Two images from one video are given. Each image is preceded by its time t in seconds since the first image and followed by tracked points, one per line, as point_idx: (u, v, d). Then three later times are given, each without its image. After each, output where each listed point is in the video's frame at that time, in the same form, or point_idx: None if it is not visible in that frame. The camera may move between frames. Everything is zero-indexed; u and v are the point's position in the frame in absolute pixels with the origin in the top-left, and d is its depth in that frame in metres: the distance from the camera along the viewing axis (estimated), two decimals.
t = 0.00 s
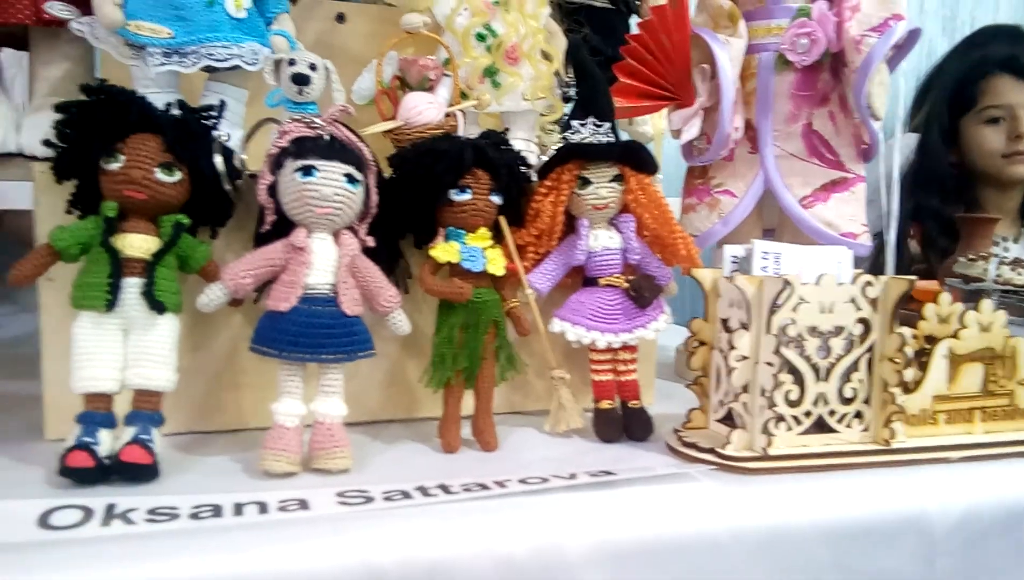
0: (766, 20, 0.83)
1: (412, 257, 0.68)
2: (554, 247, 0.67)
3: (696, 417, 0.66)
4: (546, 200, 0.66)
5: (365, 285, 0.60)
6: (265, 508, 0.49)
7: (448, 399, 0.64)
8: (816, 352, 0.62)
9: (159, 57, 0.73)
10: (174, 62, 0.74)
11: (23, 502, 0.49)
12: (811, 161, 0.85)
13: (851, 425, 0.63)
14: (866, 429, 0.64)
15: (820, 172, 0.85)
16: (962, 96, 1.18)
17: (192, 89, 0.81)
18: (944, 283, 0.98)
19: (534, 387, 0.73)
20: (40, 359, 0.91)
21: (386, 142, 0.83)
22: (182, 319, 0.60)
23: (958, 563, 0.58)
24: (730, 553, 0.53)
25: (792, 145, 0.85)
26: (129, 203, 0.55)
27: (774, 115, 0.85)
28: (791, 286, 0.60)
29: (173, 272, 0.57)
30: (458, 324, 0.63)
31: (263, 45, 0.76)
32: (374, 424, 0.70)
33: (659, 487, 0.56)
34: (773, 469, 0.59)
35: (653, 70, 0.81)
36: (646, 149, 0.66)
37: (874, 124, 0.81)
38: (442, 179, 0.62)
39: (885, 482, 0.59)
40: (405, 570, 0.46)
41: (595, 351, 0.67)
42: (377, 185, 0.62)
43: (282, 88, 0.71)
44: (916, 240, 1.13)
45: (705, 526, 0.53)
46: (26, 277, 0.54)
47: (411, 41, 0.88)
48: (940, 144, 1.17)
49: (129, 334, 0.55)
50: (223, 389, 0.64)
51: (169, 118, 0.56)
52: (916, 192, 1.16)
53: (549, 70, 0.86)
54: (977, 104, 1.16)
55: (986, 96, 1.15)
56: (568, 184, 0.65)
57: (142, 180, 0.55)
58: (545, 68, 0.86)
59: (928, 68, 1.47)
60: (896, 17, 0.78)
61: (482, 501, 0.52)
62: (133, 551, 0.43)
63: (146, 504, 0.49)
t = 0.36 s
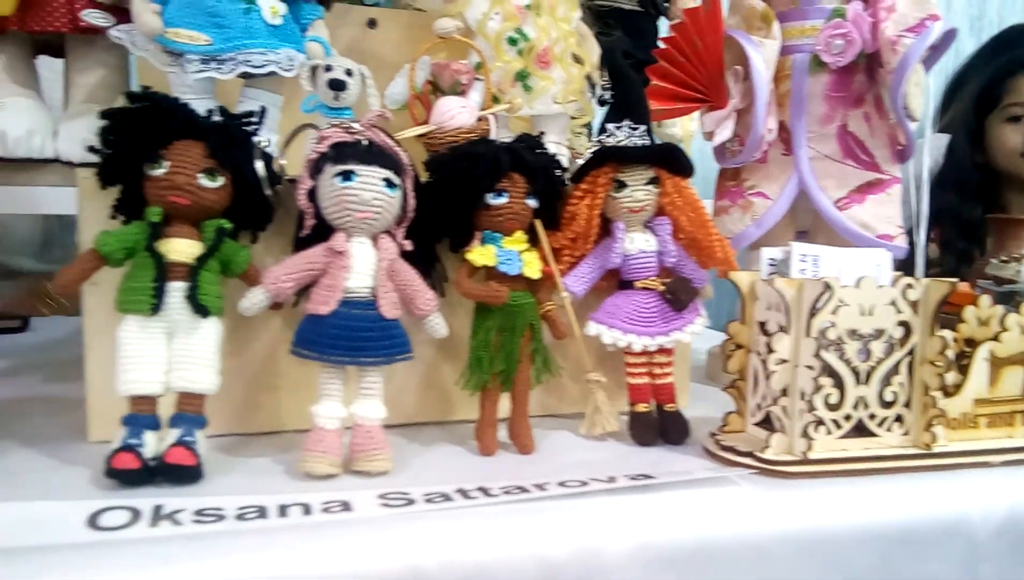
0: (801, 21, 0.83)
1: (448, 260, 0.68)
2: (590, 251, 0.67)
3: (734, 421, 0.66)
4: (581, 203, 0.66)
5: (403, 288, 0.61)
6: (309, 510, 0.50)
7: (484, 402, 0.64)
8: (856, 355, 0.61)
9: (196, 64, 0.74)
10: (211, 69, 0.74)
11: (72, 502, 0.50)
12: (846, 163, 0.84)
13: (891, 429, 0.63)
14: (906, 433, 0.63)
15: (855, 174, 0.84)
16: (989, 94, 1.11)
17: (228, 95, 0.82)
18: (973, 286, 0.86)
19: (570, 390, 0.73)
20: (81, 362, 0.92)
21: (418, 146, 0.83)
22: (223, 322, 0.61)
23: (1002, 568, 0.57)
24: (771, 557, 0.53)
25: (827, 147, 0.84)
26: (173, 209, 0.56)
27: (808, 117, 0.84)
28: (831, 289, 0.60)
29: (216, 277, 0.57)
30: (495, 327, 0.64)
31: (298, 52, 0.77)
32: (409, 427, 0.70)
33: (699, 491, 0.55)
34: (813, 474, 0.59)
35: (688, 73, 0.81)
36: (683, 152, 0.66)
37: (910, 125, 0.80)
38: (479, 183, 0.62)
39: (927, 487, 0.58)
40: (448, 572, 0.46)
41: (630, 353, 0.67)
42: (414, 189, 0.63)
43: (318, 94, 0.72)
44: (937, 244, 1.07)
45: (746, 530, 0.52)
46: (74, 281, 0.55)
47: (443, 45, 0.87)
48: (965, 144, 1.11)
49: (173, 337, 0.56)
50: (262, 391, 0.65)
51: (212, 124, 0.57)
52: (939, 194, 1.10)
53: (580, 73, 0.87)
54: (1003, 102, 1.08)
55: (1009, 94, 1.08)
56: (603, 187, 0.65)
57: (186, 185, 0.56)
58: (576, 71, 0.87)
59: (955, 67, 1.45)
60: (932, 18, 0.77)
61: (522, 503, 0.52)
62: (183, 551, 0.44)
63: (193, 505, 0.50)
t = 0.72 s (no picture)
0: (846, 27, 0.83)
1: (495, 268, 0.69)
2: (636, 258, 0.67)
3: (782, 429, 0.66)
4: (629, 210, 0.66)
5: (454, 296, 0.62)
6: (366, 514, 0.51)
7: (532, 408, 0.65)
8: (908, 364, 0.61)
9: (248, 75, 0.76)
10: (262, 79, 0.76)
11: (137, 505, 0.51)
12: (892, 169, 0.84)
13: (943, 438, 0.62)
14: (958, 442, 0.63)
15: (901, 180, 0.84)
16: None
17: (276, 104, 0.84)
18: None
19: (614, 398, 0.73)
20: (133, 366, 0.95)
21: (463, 155, 0.84)
22: (278, 328, 0.62)
23: None
24: (824, 567, 0.52)
25: (872, 153, 0.84)
26: (232, 218, 0.58)
27: (854, 123, 0.84)
28: (883, 297, 0.59)
29: (272, 284, 0.59)
30: (542, 334, 0.64)
31: (346, 62, 0.79)
32: (456, 432, 0.71)
33: (750, 499, 0.55)
34: (865, 483, 0.59)
35: (732, 79, 0.81)
36: (732, 160, 0.65)
37: (958, 131, 0.79)
38: (528, 192, 0.62)
39: (982, 497, 0.58)
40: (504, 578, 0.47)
41: (677, 361, 0.67)
42: (463, 198, 0.64)
43: (367, 103, 0.74)
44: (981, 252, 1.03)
45: (799, 539, 0.52)
46: (137, 289, 0.57)
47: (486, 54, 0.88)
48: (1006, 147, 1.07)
49: (232, 343, 0.58)
50: (312, 398, 0.66)
51: (269, 135, 0.58)
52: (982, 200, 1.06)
53: (623, 80, 0.87)
54: None
55: None
56: (651, 195, 0.65)
57: (245, 195, 0.57)
58: (618, 78, 0.87)
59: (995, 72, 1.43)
60: (980, 23, 0.77)
61: (574, 511, 0.52)
62: (246, 554, 0.45)
63: (254, 508, 0.51)
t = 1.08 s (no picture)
0: (873, 24, 0.82)
1: (522, 265, 0.69)
2: (663, 255, 0.67)
3: (810, 428, 0.66)
4: (656, 208, 0.66)
5: (481, 292, 0.62)
6: (396, 509, 0.51)
7: (558, 405, 0.65)
8: (938, 362, 0.60)
9: (274, 71, 0.76)
10: (289, 76, 0.76)
11: (169, 498, 0.51)
12: (919, 167, 0.83)
13: (972, 437, 0.62)
14: (988, 442, 0.62)
15: (928, 178, 0.83)
16: None
17: (300, 102, 0.84)
18: None
19: (638, 396, 0.73)
20: (155, 361, 0.95)
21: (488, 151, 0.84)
22: (307, 324, 0.63)
23: None
24: (856, 566, 0.52)
25: (899, 151, 0.84)
26: (262, 214, 0.58)
27: (882, 121, 0.84)
28: (914, 295, 0.59)
29: (301, 280, 0.59)
30: (569, 331, 0.64)
31: (371, 59, 0.78)
32: (480, 428, 0.71)
33: (780, 498, 0.55)
34: (895, 483, 0.58)
35: (758, 77, 0.81)
36: (761, 157, 0.65)
37: (986, 130, 0.79)
38: (556, 189, 0.62)
39: (1013, 498, 0.57)
40: (534, 573, 0.47)
41: (704, 359, 0.67)
42: (490, 195, 0.64)
43: (393, 100, 0.74)
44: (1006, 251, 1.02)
45: (830, 538, 0.52)
46: (167, 283, 0.57)
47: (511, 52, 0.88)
48: None
49: (261, 338, 0.58)
50: (339, 394, 0.67)
51: (299, 132, 0.59)
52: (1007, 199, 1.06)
53: (647, 78, 0.87)
54: None
55: None
56: (679, 192, 0.65)
57: (276, 192, 0.57)
58: (642, 76, 0.86)
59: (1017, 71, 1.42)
60: (1008, 21, 0.76)
61: (603, 507, 0.52)
62: (280, 546, 0.45)
63: (284, 502, 0.51)
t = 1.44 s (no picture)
0: (900, 31, 0.83)
1: (550, 273, 0.69)
2: (692, 263, 0.67)
3: (839, 436, 0.65)
4: (685, 216, 0.66)
5: (510, 300, 0.62)
6: (429, 516, 0.51)
7: (587, 413, 0.65)
8: (970, 371, 0.60)
9: (303, 81, 0.77)
10: (317, 85, 0.77)
11: (205, 504, 0.52)
12: (947, 174, 0.83)
13: (1005, 446, 0.61)
14: (1021, 451, 0.61)
15: (956, 185, 0.83)
16: None
17: (327, 112, 0.84)
18: None
19: (666, 404, 0.73)
20: (183, 367, 0.96)
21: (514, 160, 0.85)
22: (339, 331, 0.63)
23: None
24: (889, 577, 0.52)
25: (927, 158, 0.83)
26: (295, 223, 0.59)
27: (909, 128, 0.84)
28: (946, 304, 0.59)
29: (333, 288, 0.60)
30: (597, 339, 0.64)
31: (398, 68, 0.79)
32: (508, 435, 0.71)
33: (812, 508, 0.55)
34: (928, 493, 0.58)
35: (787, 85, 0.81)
36: (790, 164, 0.65)
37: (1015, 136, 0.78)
38: (586, 198, 0.63)
39: None
40: None
41: (733, 367, 0.67)
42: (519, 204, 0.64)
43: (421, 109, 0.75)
44: None
45: (864, 548, 0.52)
46: (202, 291, 0.58)
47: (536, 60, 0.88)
48: None
49: (294, 345, 0.59)
50: (368, 401, 0.67)
51: (330, 141, 0.59)
52: None
53: (672, 85, 0.87)
54: None
55: None
56: (708, 200, 0.65)
57: (309, 201, 0.58)
58: (668, 83, 0.87)
59: None
60: None
61: (635, 516, 0.52)
62: (316, 553, 0.46)
63: (319, 509, 0.52)
